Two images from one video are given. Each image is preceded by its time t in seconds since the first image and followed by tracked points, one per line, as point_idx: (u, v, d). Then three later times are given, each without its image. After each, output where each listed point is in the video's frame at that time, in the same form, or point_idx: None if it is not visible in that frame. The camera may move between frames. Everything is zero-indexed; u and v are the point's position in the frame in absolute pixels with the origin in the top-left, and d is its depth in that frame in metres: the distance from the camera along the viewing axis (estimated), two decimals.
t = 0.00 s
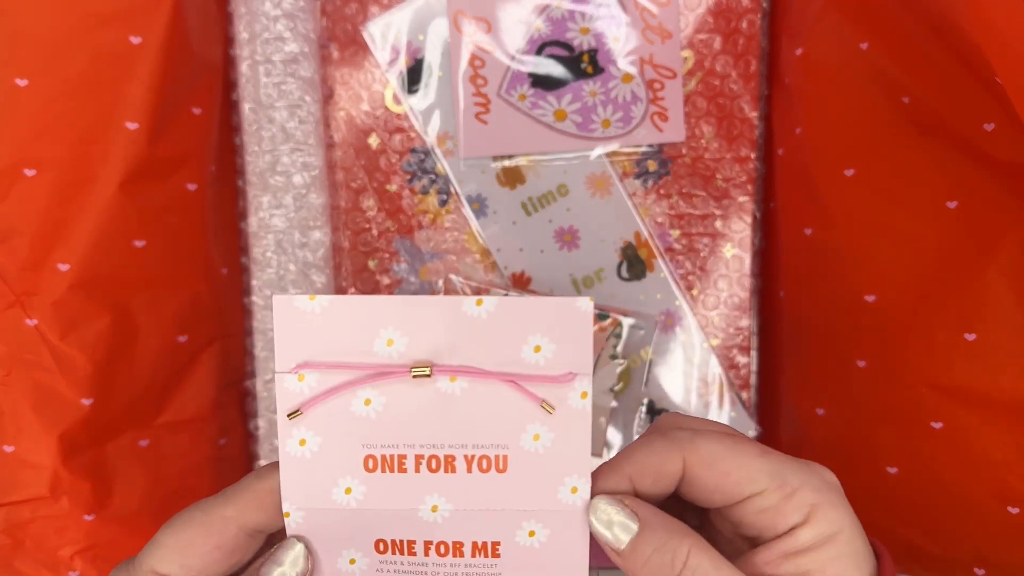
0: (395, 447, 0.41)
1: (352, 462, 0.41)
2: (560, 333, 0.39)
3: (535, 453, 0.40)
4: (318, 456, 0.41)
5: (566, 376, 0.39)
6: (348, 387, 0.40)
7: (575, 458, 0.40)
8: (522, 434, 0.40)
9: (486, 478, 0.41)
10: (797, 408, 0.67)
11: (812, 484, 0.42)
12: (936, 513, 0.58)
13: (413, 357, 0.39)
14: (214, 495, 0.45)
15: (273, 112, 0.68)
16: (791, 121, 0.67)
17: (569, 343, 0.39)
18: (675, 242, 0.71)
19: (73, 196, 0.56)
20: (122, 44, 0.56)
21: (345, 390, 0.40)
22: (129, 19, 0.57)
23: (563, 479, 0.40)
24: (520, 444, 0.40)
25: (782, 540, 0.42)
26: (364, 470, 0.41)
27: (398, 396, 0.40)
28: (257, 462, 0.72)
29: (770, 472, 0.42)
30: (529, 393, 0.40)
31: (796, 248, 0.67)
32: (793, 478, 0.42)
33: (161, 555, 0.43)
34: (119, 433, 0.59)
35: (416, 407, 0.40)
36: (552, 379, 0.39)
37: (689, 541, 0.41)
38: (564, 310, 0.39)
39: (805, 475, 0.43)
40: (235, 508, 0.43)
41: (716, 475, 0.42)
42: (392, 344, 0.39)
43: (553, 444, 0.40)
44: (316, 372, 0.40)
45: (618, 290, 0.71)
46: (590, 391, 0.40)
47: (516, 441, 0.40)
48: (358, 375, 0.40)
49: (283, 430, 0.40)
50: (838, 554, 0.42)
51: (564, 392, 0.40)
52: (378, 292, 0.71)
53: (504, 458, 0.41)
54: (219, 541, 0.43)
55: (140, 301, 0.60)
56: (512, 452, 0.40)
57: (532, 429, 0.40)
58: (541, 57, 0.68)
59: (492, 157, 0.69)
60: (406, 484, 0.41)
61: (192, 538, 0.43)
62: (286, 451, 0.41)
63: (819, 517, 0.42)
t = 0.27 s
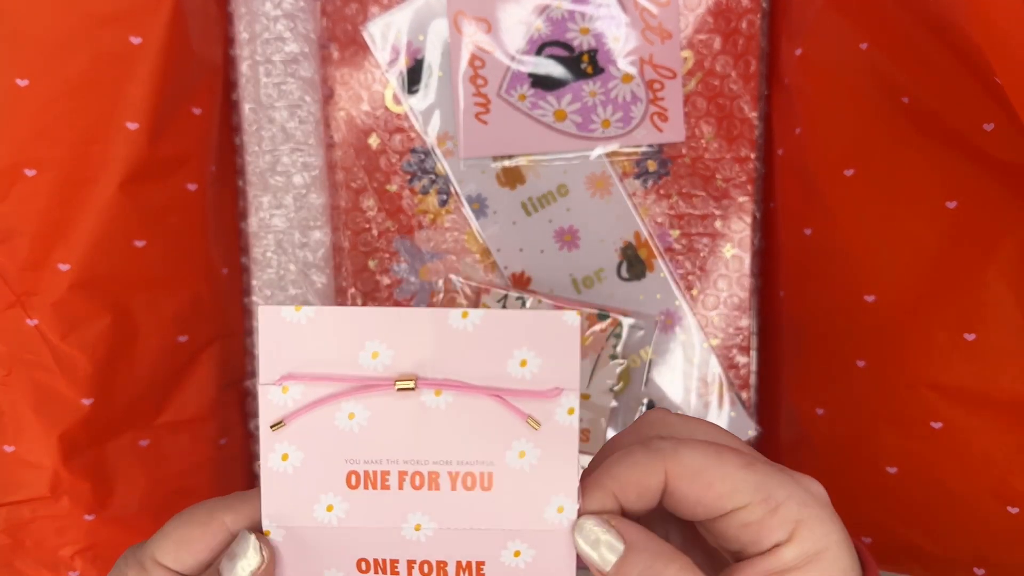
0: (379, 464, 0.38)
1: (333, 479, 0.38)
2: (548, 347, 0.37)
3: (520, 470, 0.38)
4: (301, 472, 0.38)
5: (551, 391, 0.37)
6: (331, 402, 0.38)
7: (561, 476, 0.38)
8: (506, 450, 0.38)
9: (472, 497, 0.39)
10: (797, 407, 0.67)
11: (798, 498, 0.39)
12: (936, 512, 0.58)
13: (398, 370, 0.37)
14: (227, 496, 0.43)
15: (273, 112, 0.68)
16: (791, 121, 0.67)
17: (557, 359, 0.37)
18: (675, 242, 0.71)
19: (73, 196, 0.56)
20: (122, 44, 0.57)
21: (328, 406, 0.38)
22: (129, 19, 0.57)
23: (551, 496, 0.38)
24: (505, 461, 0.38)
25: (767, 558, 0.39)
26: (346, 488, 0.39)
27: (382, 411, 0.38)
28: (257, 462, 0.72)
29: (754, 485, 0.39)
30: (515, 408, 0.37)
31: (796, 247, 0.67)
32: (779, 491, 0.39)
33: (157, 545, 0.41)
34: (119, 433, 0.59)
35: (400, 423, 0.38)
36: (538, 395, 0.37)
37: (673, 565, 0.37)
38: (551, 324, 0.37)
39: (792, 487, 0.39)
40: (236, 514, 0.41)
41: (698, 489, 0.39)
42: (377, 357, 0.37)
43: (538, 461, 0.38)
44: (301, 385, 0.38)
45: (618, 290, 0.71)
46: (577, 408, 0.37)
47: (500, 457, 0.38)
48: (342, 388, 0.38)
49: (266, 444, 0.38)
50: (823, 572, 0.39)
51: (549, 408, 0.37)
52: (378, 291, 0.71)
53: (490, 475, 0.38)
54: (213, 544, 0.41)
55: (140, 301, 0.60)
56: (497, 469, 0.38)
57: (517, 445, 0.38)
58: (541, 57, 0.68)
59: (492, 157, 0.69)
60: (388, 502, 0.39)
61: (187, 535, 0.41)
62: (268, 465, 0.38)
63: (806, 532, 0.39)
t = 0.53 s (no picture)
0: (391, 479, 0.38)
1: (346, 496, 0.38)
2: (552, 350, 0.37)
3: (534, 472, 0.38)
4: (314, 493, 0.38)
5: (558, 394, 0.37)
6: (338, 421, 0.37)
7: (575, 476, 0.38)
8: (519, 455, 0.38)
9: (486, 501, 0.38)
10: (797, 407, 0.67)
11: (814, 501, 0.39)
12: (936, 513, 0.58)
13: (403, 384, 0.36)
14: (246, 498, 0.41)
15: (273, 112, 0.68)
16: (791, 121, 0.67)
17: (562, 360, 0.37)
18: (675, 242, 0.71)
19: (73, 196, 0.56)
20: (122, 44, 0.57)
21: (335, 425, 0.37)
22: (128, 19, 0.57)
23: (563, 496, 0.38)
24: (517, 465, 0.38)
25: (780, 561, 0.39)
26: (360, 504, 0.38)
27: (391, 426, 0.37)
28: (257, 462, 0.72)
29: (771, 486, 0.38)
30: (524, 414, 0.37)
31: (796, 247, 0.67)
32: (796, 494, 0.39)
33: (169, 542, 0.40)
34: (119, 433, 0.59)
35: (410, 434, 0.37)
36: (547, 397, 0.37)
37: (686, 568, 0.36)
38: (554, 325, 0.36)
39: (808, 490, 0.39)
40: (253, 520, 0.40)
41: (715, 489, 0.39)
42: (381, 373, 0.36)
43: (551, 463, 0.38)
44: (306, 408, 0.37)
45: (618, 290, 0.71)
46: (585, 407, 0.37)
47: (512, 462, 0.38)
48: (349, 406, 0.37)
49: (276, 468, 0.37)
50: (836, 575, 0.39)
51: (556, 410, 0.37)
52: (378, 291, 0.71)
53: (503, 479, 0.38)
54: (226, 547, 0.40)
55: (141, 300, 0.60)
56: (510, 474, 0.38)
57: (529, 448, 0.38)
58: (541, 57, 0.68)
59: (492, 157, 0.69)
60: (404, 518, 0.38)
61: (202, 535, 0.40)
62: (279, 489, 0.37)
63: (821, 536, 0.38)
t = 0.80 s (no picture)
0: (399, 490, 0.37)
1: (353, 505, 0.37)
2: (563, 358, 0.35)
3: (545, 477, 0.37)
4: (320, 504, 0.37)
5: (569, 400, 0.36)
6: (343, 437, 0.36)
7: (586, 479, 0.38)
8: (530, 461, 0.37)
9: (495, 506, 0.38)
10: (797, 407, 0.67)
11: (824, 498, 0.39)
12: (936, 513, 0.58)
13: (409, 400, 0.35)
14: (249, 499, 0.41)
15: (273, 112, 0.68)
16: (791, 121, 0.67)
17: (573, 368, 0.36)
18: (675, 242, 0.71)
19: (72, 196, 0.56)
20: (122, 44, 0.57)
21: (340, 441, 0.36)
22: (128, 19, 0.57)
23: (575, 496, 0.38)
24: (528, 470, 0.37)
25: (788, 558, 0.39)
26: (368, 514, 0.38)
27: (396, 439, 0.36)
28: (257, 462, 0.72)
29: (782, 483, 0.39)
30: (535, 422, 0.36)
31: (796, 247, 0.67)
32: (807, 491, 0.39)
33: (172, 539, 0.41)
34: (119, 433, 0.59)
35: (418, 444, 0.36)
36: (557, 405, 0.36)
37: (696, 564, 0.37)
38: (564, 332, 0.35)
39: (818, 487, 0.39)
40: (257, 522, 0.40)
41: (725, 485, 0.39)
42: (385, 387, 0.35)
43: (562, 468, 0.37)
44: (309, 423, 0.35)
45: (618, 290, 0.71)
46: (597, 411, 0.36)
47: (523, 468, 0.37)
48: (354, 422, 0.36)
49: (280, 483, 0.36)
50: (845, 572, 0.39)
51: (567, 415, 0.36)
52: (378, 291, 0.71)
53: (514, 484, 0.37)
54: (229, 548, 0.40)
55: (141, 300, 0.60)
56: (521, 480, 0.37)
57: (540, 453, 0.37)
58: (541, 57, 0.68)
59: (492, 157, 0.69)
60: (412, 526, 0.38)
61: (206, 534, 0.40)
62: (286, 501, 0.37)
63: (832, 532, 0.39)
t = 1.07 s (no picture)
0: (403, 485, 0.37)
1: (358, 501, 0.38)
2: (565, 355, 0.36)
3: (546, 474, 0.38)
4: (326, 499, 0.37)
5: (572, 398, 0.37)
6: (349, 431, 0.36)
7: (588, 477, 0.38)
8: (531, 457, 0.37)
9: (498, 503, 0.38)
10: (797, 407, 0.67)
11: (825, 497, 0.39)
12: (936, 512, 0.58)
13: (414, 394, 0.36)
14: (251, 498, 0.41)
15: (273, 113, 0.68)
16: (790, 122, 0.67)
17: (575, 365, 0.36)
18: (675, 242, 0.71)
19: (73, 197, 0.56)
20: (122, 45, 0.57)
21: (346, 434, 0.36)
22: (129, 20, 0.57)
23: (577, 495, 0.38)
24: (531, 467, 0.38)
25: (790, 557, 0.39)
26: (373, 510, 0.38)
27: (402, 434, 0.37)
28: (257, 461, 0.72)
29: (782, 482, 0.39)
30: (537, 417, 0.37)
31: (795, 247, 0.67)
32: (808, 490, 0.39)
33: (175, 540, 0.41)
34: (119, 433, 0.60)
35: (422, 440, 0.37)
36: (559, 401, 0.37)
37: (699, 563, 0.37)
38: (566, 330, 0.36)
39: (819, 486, 0.40)
40: (260, 519, 0.40)
41: (727, 484, 0.39)
42: (391, 382, 0.35)
43: (564, 465, 0.38)
44: (315, 417, 0.36)
45: (618, 290, 0.71)
46: (599, 409, 0.37)
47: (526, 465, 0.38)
48: (360, 416, 0.36)
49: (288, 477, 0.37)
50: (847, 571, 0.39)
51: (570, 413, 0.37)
52: (378, 291, 0.71)
53: (517, 482, 0.38)
54: (232, 546, 0.40)
55: (141, 300, 0.60)
56: (522, 476, 0.38)
57: (542, 451, 0.37)
58: (541, 58, 0.68)
59: (492, 157, 0.69)
60: (417, 522, 0.38)
61: (209, 533, 0.40)
62: (293, 496, 0.37)
63: (832, 530, 0.39)
